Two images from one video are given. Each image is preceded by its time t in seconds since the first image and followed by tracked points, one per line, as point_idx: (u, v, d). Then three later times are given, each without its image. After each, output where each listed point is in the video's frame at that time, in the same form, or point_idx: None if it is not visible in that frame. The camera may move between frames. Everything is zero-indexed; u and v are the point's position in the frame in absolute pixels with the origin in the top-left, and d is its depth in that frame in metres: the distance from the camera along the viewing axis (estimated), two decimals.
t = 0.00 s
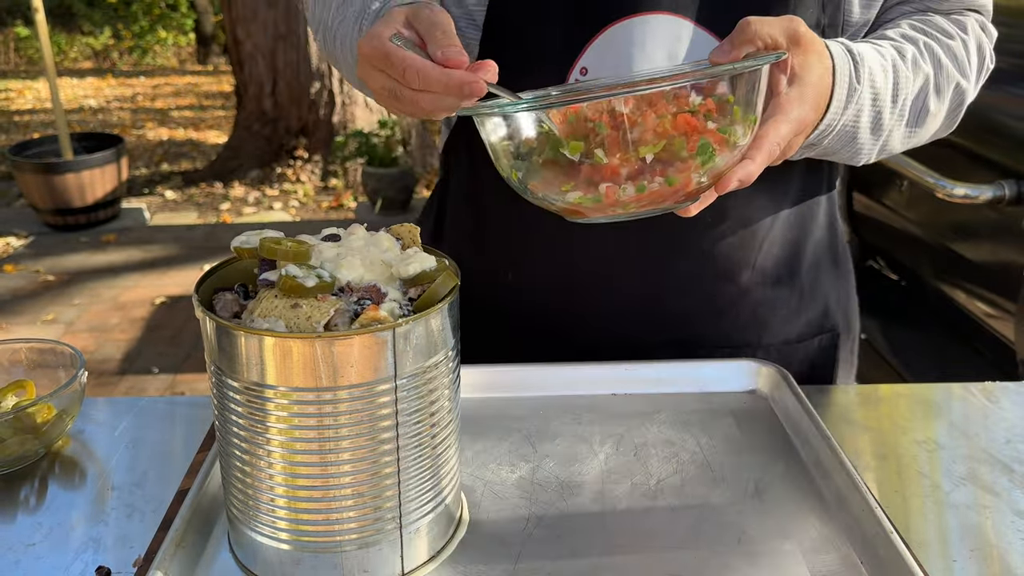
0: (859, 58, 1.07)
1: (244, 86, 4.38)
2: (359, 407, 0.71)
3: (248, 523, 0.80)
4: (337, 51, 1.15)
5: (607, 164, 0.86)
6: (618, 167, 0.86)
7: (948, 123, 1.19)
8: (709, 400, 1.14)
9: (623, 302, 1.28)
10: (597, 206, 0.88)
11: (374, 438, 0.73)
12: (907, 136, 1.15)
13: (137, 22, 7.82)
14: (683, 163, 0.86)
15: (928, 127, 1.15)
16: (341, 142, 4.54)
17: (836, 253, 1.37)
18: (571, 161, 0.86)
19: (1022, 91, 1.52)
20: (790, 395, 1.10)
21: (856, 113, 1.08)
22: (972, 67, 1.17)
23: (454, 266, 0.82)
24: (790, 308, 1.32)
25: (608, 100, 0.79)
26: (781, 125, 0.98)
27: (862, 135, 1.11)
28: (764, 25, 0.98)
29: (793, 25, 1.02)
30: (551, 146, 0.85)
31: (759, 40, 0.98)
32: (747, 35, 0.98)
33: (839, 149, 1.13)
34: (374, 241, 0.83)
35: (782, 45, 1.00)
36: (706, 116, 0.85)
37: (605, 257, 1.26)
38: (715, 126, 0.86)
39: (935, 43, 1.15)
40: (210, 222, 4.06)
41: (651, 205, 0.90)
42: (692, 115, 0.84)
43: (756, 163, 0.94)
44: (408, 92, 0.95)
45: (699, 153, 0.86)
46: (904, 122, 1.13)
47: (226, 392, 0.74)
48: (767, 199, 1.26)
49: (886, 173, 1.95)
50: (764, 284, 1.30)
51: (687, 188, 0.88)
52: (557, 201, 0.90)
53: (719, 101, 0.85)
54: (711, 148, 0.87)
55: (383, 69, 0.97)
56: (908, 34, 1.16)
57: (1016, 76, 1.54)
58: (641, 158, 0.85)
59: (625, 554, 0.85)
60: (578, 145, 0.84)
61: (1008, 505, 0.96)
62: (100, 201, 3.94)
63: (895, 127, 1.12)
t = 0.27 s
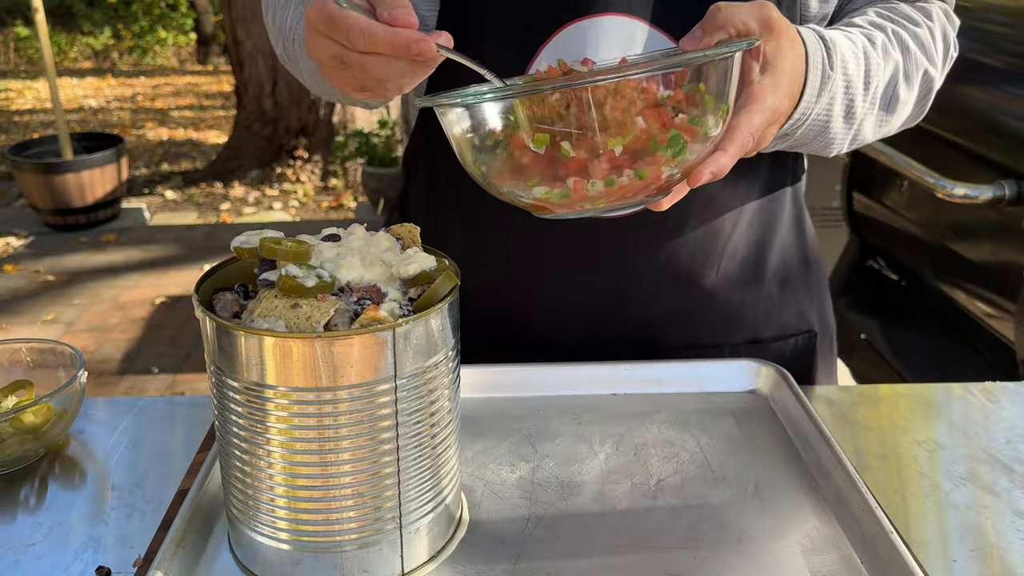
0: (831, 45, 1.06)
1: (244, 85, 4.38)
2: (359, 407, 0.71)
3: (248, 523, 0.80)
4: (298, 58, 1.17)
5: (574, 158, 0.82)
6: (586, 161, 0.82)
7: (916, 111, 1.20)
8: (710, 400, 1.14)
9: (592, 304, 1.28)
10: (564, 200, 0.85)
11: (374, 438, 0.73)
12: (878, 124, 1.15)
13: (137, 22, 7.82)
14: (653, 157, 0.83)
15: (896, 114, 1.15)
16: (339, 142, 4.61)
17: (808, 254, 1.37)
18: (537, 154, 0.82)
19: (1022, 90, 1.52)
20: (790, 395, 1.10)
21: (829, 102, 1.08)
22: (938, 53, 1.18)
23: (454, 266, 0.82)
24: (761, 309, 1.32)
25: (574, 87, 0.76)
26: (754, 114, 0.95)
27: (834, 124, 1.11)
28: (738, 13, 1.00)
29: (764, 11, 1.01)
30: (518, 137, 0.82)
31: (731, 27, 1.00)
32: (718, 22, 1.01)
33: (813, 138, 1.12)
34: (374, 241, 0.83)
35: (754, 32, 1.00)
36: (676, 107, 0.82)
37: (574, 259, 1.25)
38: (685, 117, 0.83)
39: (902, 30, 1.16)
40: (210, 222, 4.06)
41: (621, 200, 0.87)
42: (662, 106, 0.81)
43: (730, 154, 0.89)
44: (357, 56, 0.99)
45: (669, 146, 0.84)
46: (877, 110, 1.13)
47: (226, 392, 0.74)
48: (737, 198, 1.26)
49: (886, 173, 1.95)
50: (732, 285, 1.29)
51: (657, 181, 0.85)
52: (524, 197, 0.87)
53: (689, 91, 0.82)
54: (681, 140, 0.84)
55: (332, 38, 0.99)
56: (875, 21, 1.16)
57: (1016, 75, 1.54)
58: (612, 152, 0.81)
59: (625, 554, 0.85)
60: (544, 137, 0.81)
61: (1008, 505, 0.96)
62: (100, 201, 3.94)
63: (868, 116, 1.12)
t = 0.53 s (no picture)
0: (812, 42, 1.06)
1: (245, 85, 4.38)
2: (359, 407, 0.71)
3: (248, 523, 0.80)
4: (266, 62, 1.17)
5: (557, 159, 0.80)
6: (569, 162, 0.80)
7: (890, 105, 1.21)
8: (710, 400, 1.14)
9: (573, 312, 1.28)
10: (546, 203, 0.83)
11: (374, 438, 0.73)
12: (857, 119, 1.15)
13: (137, 22, 7.82)
14: (636, 158, 0.81)
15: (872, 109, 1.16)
16: (340, 142, 4.62)
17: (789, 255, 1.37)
18: (520, 156, 0.81)
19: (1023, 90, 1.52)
20: (791, 395, 1.10)
21: (811, 99, 1.08)
22: (911, 47, 1.19)
23: (454, 266, 0.82)
24: (740, 310, 1.32)
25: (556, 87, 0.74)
26: (741, 114, 0.96)
27: (815, 121, 1.11)
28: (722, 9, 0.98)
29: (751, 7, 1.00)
30: (500, 139, 0.81)
31: (715, 24, 0.97)
32: (702, 19, 0.97)
33: (795, 136, 1.12)
34: (374, 242, 0.84)
35: (739, 29, 0.99)
36: (659, 107, 0.81)
37: (552, 264, 1.25)
38: (670, 117, 0.82)
39: (877, 25, 1.17)
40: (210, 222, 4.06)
41: (604, 201, 0.85)
42: (644, 106, 0.79)
43: (715, 154, 0.88)
44: (325, 40, 0.93)
45: (654, 148, 0.82)
46: (855, 104, 1.13)
47: (226, 392, 0.74)
48: (714, 199, 1.26)
49: (886, 173, 1.95)
50: (708, 290, 1.30)
51: (642, 183, 0.84)
52: (507, 200, 0.85)
53: (672, 91, 0.81)
54: (667, 140, 0.82)
55: (298, 19, 0.93)
56: (851, 17, 1.17)
57: (1017, 75, 1.54)
58: (597, 152, 0.79)
59: (625, 554, 0.85)
60: (526, 138, 0.79)
61: (1008, 505, 0.96)
62: (99, 201, 3.94)
63: (848, 111, 1.12)
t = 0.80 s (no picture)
0: (810, 49, 1.06)
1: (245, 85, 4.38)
2: (359, 407, 0.71)
3: (248, 523, 0.80)
4: (250, 60, 1.17)
5: (562, 171, 0.80)
6: (574, 175, 0.80)
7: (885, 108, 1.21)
8: (710, 400, 1.14)
9: (564, 311, 1.28)
10: (552, 214, 0.84)
11: (374, 438, 0.73)
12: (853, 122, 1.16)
13: (137, 22, 7.82)
14: (641, 168, 0.81)
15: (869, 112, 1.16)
16: (340, 142, 4.67)
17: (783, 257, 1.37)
18: (523, 165, 0.80)
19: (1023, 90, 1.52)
20: (790, 395, 1.10)
21: (809, 108, 1.08)
22: (903, 48, 1.19)
23: (454, 266, 0.82)
24: (732, 310, 1.32)
25: (554, 101, 0.74)
26: (743, 123, 0.96)
27: (813, 127, 1.11)
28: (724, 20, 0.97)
29: (749, 17, 1.00)
30: (502, 152, 0.80)
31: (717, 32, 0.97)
32: (703, 27, 0.97)
33: (792, 142, 1.12)
34: (374, 242, 0.84)
35: (740, 37, 0.99)
36: (661, 116, 0.80)
37: (544, 265, 1.25)
38: (673, 126, 0.81)
39: (869, 28, 1.17)
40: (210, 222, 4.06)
41: (609, 212, 0.85)
42: (647, 115, 0.79)
43: (720, 164, 0.89)
44: (307, 33, 0.92)
45: (659, 157, 0.82)
46: (850, 107, 1.13)
47: (226, 392, 0.74)
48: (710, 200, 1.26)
49: (886, 173, 1.95)
50: (699, 288, 1.30)
51: (647, 193, 0.84)
52: (512, 212, 0.86)
53: (674, 99, 0.80)
54: (672, 149, 0.82)
55: (279, 14, 0.93)
56: (844, 20, 1.17)
57: (1017, 75, 1.54)
58: (601, 164, 0.79)
59: (626, 554, 0.85)
60: (532, 149, 0.78)
61: (1008, 505, 0.96)
62: (99, 201, 3.94)
63: (844, 115, 1.13)
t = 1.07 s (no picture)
0: (808, 59, 1.06)
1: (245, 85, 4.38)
2: (359, 407, 0.71)
3: (248, 523, 0.80)
4: (247, 55, 1.17)
5: (561, 179, 0.80)
6: (572, 182, 0.80)
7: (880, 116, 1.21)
8: (710, 400, 1.14)
9: (561, 312, 1.28)
10: (549, 221, 0.83)
11: (374, 438, 0.73)
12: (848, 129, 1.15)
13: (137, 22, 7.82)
14: (638, 178, 0.81)
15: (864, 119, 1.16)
16: (340, 142, 4.72)
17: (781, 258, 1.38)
18: (523, 175, 0.80)
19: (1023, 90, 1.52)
20: (790, 395, 1.10)
21: (807, 117, 1.08)
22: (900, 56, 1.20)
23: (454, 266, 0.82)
24: (731, 311, 1.33)
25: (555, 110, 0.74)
26: (741, 134, 0.96)
27: (809, 135, 1.10)
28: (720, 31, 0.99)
29: (751, 27, 1.00)
30: (501, 157, 0.80)
31: (718, 42, 0.98)
32: (703, 38, 0.98)
33: (790, 151, 1.12)
34: (374, 242, 0.84)
35: (739, 48, 0.99)
36: (660, 125, 0.80)
37: (543, 265, 1.25)
38: (671, 136, 0.81)
39: (867, 35, 1.17)
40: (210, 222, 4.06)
41: (607, 222, 0.85)
42: (645, 124, 0.78)
43: (717, 175, 0.90)
44: (312, 23, 0.92)
45: (659, 167, 0.82)
46: (847, 113, 1.13)
47: (226, 392, 0.74)
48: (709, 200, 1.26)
49: (886, 173, 1.95)
50: (695, 289, 1.30)
51: (645, 204, 0.84)
52: (508, 218, 0.85)
53: (675, 108, 0.80)
54: (670, 161, 0.82)
55: (285, 2, 0.92)
56: (841, 27, 1.17)
57: (1017, 75, 1.54)
58: (601, 174, 0.79)
59: (626, 554, 0.85)
60: (533, 157, 0.78)
61: (1008, 505, 0.96)
62: (99, 201, 3.94)
63: (841, 123, 1.13)
